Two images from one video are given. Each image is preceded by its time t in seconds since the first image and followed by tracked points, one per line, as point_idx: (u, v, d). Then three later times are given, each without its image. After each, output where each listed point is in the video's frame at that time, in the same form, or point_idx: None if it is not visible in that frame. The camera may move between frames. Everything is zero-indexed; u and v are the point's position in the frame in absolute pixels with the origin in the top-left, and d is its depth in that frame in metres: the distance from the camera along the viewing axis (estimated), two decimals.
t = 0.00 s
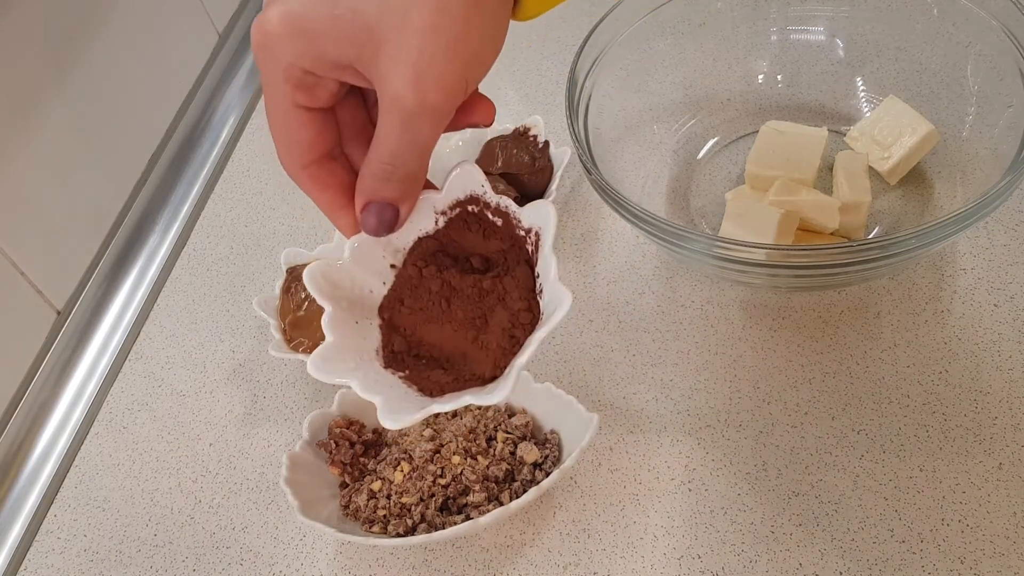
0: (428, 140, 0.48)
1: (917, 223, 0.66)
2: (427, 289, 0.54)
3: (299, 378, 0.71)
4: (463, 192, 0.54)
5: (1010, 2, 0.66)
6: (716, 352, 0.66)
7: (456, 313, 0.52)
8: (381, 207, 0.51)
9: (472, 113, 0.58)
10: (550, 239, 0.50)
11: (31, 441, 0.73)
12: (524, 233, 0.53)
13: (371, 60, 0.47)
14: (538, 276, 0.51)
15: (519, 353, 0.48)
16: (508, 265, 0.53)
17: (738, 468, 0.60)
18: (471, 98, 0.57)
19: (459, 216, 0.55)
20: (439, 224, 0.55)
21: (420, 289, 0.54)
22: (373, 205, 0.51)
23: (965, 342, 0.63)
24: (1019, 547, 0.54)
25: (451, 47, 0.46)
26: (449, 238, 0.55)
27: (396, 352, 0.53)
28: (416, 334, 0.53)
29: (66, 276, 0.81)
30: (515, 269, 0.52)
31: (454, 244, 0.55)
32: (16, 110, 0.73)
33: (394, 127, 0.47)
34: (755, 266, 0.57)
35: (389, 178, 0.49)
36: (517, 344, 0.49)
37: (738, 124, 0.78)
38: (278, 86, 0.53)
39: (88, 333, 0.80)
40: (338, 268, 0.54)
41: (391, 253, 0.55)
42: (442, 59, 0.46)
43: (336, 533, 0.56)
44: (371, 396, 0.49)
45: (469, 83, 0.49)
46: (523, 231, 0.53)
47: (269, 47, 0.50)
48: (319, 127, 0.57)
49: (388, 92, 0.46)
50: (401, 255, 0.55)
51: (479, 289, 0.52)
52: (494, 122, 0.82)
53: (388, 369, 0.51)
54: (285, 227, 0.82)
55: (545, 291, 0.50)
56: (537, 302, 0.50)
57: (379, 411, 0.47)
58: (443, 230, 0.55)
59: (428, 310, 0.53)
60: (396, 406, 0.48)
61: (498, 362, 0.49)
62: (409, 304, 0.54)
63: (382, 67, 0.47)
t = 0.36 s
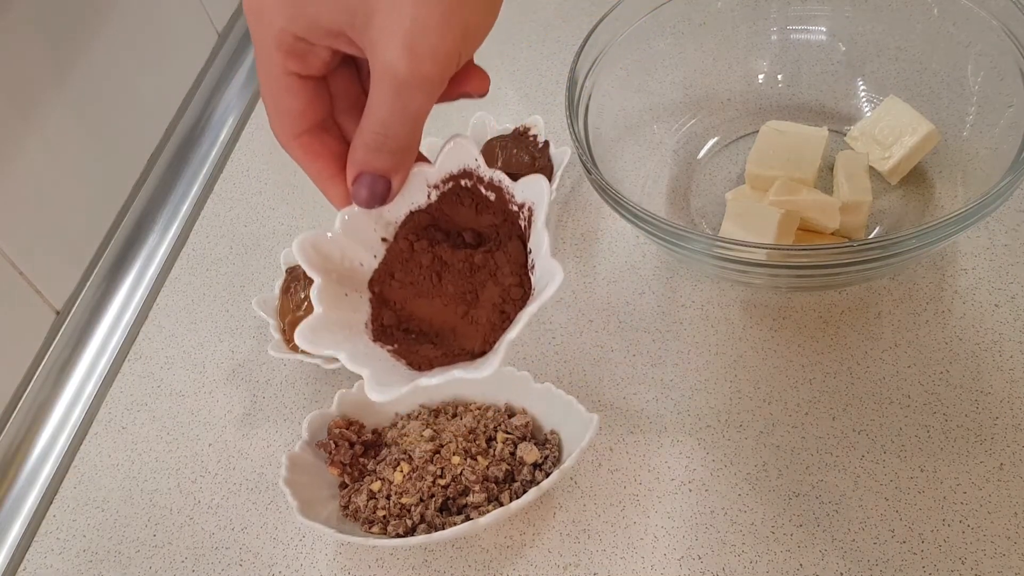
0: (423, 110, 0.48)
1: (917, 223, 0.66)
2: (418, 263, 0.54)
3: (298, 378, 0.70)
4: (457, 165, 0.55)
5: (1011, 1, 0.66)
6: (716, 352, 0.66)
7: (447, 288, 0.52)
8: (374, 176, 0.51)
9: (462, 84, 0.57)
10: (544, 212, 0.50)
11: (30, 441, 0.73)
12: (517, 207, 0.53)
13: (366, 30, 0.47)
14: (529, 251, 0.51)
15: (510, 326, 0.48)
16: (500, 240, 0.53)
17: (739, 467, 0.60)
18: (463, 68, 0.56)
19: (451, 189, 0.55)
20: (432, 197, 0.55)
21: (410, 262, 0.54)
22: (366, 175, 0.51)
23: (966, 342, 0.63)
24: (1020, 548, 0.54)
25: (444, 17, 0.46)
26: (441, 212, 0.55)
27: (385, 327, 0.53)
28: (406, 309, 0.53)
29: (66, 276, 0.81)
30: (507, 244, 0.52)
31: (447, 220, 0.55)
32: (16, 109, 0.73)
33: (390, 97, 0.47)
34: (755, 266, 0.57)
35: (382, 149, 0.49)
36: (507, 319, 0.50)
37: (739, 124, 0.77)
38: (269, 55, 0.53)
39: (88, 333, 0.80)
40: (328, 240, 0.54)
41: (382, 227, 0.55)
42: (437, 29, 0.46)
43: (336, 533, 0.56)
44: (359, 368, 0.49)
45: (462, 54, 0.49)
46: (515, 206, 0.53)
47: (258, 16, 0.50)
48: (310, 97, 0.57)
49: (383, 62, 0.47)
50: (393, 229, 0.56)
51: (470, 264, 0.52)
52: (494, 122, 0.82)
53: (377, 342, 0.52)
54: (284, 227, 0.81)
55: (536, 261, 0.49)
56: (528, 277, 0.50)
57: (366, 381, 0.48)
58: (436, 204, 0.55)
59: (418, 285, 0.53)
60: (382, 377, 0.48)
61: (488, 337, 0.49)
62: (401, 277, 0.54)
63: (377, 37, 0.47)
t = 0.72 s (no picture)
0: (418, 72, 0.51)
1: (918, 223, 0.66)
2: (412, 235, 0.57)
3: (298, 378, 0.70)
4: (455, 135, 0.58)
5: (1011, 1, 0.66)
6: (716, 351, 0.66)
7: (442, 261, 0.55)
8: (370, 142, 0.54)
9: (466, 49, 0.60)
10: (544, 184, 0.53)
11: (31, 440, 0.73)
12: (517, 179, 0.56)
13: None
14: (527, 224, 0.54)
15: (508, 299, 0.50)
16: (497, 213, 0.56)
17: (739, 467, 0.60)
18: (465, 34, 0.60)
19: (448, 159, 0.58)
20: (428, 167, 0.59)
21: (405, 235, 0.57)
22: (361, 141, 0.54)
23: (966, 342, 0.63)
24: (1020, 548, 0.54)
25: None
26: (437, 184, 0.59)
27: (376, 299, 0.56)
28: (398, 283, 0.56)
29: (66, 276, 0.81)
30: (505, 218, 0.56)
31: (444, 193, 0.59)
32: (16, 109, 0.73)
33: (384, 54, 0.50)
34: (755, 266, 0.57)
35: (380, 111, 0.52)
36: (503, 293, 0.52)
37: (739, 124, 0.77)
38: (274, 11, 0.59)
39: (88, 332, 0.80)
40: (322, 210, 0.57)
41: (375, 199, 0.59)
42: None
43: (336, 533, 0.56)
44: (349, 339, 0.51)
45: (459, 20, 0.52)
46: (515, 178, 0.56)
47: None
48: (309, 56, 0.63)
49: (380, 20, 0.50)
50: (386, 200, 0.59)
51: (467, 237, 0.55)
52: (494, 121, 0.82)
53: (368, 312, 0.54)
54: (284, 227, 0.81)
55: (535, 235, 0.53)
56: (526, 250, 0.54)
57: (356, 352, 0.49)
58: (432, 175, 0.59)
59: (413, 258, 0.56)
60: (375, 349, 0.50)
61: (484, 312, 0.52)
62: (392, 251, 0.57)
63: None
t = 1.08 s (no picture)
0: (446, 79, 0.46)
1: (918, 223, 0.66)
2: (429, 257, 0.53)
3: (298, 378, 0.70)
4: (472, 158, 0.53)
5: (1011, 1, 0.66)
6: (716, 352, 0.66)
7: (458, 283, 0.51)
8: (391, 167, 0.49)
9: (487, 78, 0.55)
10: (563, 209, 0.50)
11: (31, 440, 0.73)
12: (533, 204, 0.52)
13: None
14: (545, 247, 0.50)
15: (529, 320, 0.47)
16: (514, 235, 0.52)
17: (739, 467, 0.60)
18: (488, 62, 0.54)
19: (466, 182, 0.53)
20: (445, 189, 0.54)
21: (420, 258, 0.53)
22: (381, 163, 0.49)
23: (966, 342, 0.63)
24: (1020, 548, 0.54)
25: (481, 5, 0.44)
26: (453, 206, 0.53)
27: (395, 320, 0.51)
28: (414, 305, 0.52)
29: (66, 276, 0.81)
30: (520, 240, 0.51)
31: (458, 213, 0.53)
32: (16, 110, 0.73)
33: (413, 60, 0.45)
34: (755, 265, 0.57)
35: (400, 138, 0.48)
36: (521, 315, 0.49)
37: (739, 124, 0.77)
38: (303, 25, 0.54)
39: (88, 332, 0.80)
40: (339, 227, 0.53)
41: (393, 218, 0.54)
42: (468, 17, 0.44)
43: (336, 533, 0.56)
44: (371, 357, 0.48)
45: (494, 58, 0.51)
46: (531, 202, 0.52)
47: None
48: (340, 77, 0.58)
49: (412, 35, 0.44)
50: (405, 222, 0.54)
51: (484, 259, 0.51)
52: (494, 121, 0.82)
53: (386, 333, 0.50)
54: (284, 226, 0.81)
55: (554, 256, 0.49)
56: (542, 271, 0.50)
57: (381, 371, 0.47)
58: (447, 197, 0.54)
59: (427, 280, 0.52)
60: (404, 366, 0.48)
61: (502, 330, 0.49)
62: (410, 273, 0.53)
63: None
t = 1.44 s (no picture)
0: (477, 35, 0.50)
1: (918, 223, 0.66)
2: (442, 212, 0.51)
3: (298, 378, 0.70)
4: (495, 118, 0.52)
5: (1011, 1, 0.66)
6: (716, 351, 0.66)
7: (472, 238, 0.49)
8: (415, 116, 0.50)
9: (519, 37, 0.59)
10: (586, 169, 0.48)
11: (31, 440, 0.73)
12: (554, 165, 0.51)
13: None
14: (563, 207, 0.49)
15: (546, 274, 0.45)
16: (530, 196, 0.50)
17: (739, 467, 0.60)
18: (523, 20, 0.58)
19: (487, 142, 0.53)
20: (466, 147, 0.53)
21: (433, 213, 0.51)
22: (405, 110, 0.51)
23: (966, 342, 0.63)
24: (1020, 548, 0.54)
25: None
26: (471, 164, 0.53)
27: (403, 270, 0.49)
28: (424, 258, 0.50)
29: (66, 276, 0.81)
30: (539, 200, 0.50)
31: (476, 173, 0.52)
32: (15, 110, 0.73)
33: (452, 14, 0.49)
34: (755, 265, 0.57)
35: (428, 85, 0.50)
36: (536, 271, 0.47)
37: (739, 124, 0.77)
38: None
39: (88, 332, 0.80)
40: (356, 171, 0.51)
41: (410, 171, 0.53)
42: None
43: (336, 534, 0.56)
44: (378, 297, 0.45)
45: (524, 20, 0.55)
46: (553, 163, 0.51)
47: None
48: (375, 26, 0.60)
49: None
50: (421, 176, 0.53)
51: (499, 217, 0.49)
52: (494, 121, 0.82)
53: (393, 279, 0.48)
54: (284, 227, 0.81)
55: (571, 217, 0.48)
56: (557, 229, 0.48)
57: (387, 309, 0.44)
58: (467, 155, 0.53)
59: (439, 235, 0.50)
60: (414, 309, 0.45)
61: (514, 284, 0.46)
62: (422, 227, 0.51)
63: None
